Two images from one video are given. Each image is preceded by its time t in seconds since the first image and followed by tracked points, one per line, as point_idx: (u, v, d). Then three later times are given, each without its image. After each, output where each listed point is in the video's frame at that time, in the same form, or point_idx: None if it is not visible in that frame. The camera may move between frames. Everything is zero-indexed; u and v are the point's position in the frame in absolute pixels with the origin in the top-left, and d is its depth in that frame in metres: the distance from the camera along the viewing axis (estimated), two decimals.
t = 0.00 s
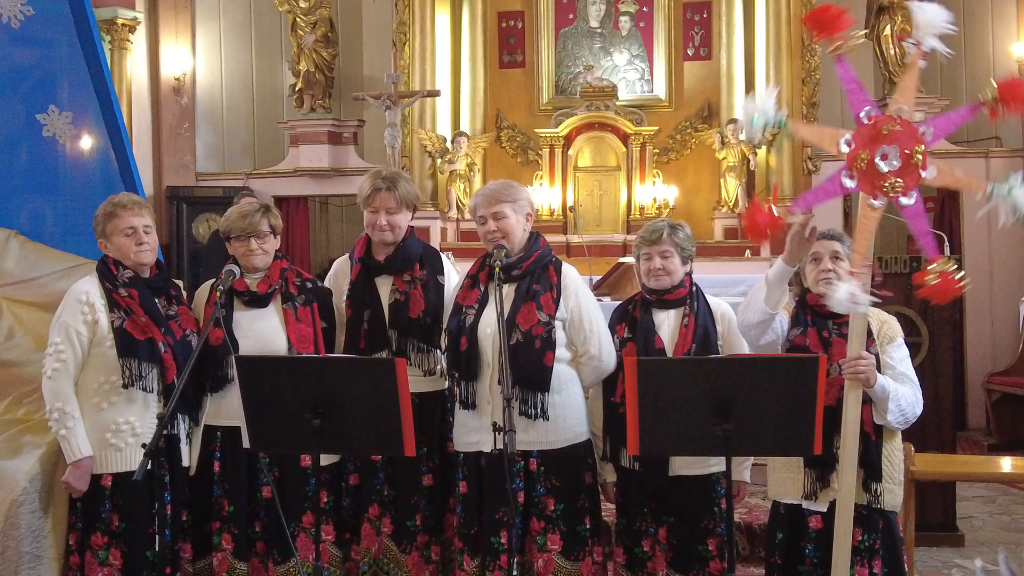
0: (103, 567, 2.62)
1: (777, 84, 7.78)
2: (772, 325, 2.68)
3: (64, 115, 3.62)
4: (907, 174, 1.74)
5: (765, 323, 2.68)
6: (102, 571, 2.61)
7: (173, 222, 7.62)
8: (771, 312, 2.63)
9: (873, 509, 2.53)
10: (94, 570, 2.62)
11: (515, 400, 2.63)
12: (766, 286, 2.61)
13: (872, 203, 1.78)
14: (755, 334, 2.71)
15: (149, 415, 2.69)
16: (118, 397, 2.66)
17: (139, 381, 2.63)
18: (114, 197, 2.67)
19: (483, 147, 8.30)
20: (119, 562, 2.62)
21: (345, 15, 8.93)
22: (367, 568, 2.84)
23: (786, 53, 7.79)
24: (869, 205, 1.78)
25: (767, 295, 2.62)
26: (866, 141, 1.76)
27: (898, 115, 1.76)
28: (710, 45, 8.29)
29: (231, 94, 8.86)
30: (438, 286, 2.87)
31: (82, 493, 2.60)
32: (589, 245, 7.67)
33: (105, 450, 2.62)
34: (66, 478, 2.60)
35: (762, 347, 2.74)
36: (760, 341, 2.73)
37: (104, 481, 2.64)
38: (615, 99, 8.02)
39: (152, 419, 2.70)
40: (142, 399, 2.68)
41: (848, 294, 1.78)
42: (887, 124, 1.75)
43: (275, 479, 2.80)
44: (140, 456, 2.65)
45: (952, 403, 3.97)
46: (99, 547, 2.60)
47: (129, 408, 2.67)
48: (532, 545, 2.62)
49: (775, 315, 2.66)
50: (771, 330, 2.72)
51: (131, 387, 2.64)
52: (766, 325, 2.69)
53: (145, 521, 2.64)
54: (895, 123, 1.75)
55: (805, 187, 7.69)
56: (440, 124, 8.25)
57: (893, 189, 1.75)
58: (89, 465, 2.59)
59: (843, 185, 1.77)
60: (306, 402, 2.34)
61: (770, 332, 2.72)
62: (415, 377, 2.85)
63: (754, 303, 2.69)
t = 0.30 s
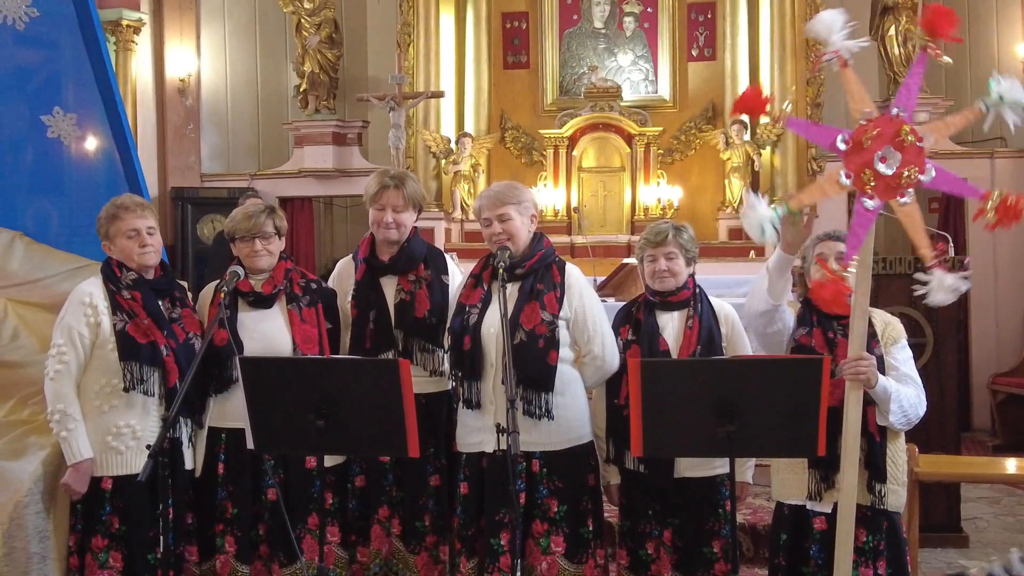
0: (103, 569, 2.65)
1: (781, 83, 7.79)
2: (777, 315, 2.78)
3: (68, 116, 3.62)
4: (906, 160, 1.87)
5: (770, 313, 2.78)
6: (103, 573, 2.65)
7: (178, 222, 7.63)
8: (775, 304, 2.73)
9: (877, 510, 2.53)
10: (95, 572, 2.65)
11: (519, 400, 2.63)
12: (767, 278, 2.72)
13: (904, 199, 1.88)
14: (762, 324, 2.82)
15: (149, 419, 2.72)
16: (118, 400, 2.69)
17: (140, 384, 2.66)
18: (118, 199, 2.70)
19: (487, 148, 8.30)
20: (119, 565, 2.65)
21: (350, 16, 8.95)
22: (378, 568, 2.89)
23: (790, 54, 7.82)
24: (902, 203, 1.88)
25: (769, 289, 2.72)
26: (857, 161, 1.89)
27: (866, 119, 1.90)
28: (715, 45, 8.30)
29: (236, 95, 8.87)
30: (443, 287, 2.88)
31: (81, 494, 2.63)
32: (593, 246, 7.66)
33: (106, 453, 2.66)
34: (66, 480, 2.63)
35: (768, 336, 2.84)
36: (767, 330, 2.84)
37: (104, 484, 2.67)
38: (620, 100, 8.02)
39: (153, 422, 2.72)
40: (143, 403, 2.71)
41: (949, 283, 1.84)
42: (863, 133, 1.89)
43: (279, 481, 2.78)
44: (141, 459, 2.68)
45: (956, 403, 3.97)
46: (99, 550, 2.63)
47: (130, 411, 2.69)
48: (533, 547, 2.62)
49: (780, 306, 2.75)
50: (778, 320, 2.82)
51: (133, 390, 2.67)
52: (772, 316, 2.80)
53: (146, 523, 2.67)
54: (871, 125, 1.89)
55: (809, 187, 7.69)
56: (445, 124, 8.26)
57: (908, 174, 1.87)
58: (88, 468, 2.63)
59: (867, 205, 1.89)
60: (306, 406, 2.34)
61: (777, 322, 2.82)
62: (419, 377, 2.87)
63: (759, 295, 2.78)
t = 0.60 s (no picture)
0: (104, 571, 2.67)
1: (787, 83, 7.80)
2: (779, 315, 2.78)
3: (72, 117, 3.62)
4: (899, 142, 1.78)
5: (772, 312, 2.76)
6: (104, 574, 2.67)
7: (184, 223, 7.65)
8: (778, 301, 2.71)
9: (877, 511, 2.53)
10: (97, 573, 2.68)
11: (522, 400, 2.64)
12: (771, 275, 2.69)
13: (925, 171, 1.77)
14: (763, 325, 2.77)
15: (148, 420, 2.74)
16: (117, 402, 2.72)
17: (138, 386, 2.69)
18: (118, 202, 2.73)
19: (492, 149, 8.26)
20: (120, 566, 2.68)
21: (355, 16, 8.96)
22: (380, 570, 2.91)
23: (796, 55, 7.81)
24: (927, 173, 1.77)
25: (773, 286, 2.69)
26: (864, 181, 1.79)
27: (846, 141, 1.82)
28: (719, 46, 8.30)
29: (242, 96, 8.81)
30: (446, 287, 2.90)
31: (78, 496, 2.65)
32: (597, 246, 7.64)
33: (104, 455, 2.68)
34: (64, 482, 2.66)
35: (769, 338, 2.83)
36: (768, 331, 2.79)
37: (104, 485, 2.70)
38: (624, 100, 8.03)
39: (152, 424, 2.75)
40: (141, 404, 2.74)
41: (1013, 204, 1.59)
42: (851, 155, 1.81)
43: (284, 482, 2.85)
44: (141, 460, 2.71)
45: (960, 404, 3.96)
46: (101, 551, 2.67)
47: (128, 412, 2.72)
48: (538, 547, 2.61)
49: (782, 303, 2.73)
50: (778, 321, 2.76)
51: (131, 392, 2.70)
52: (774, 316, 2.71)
53: (147, 525, 2.70)
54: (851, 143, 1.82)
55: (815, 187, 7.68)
56: (449, 125, 8.27)
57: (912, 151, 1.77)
58: (85, 469, 2.65)
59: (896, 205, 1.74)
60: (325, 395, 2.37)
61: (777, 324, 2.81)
62: (424, 378, 2.89)
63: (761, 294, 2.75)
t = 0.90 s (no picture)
0: (109, 571, 2.67)
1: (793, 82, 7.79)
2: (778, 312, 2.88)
3: (79, 118, 3.62)
4: (874, 138, 1.78)
5: (772, 309, 2.87)
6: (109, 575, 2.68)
7: (190, 224, 7.62)
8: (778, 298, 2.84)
9: (881, 511, 2.53)
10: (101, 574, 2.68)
11: (527, 401, 2.67)
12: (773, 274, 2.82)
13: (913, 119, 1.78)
14: (762, 322, 2.92)
15: (151, 420, 2.75)
16: (119, 402, 2.72)
17: (140, 386, 2.70)
18: (119, 201, 2.73)
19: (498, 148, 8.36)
20: (124, 566, 2.68)
21: (361, 16, 8.95)
22: (386, 569, 2.92)
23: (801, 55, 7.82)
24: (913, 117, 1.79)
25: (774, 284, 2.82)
26: (897, 185, 1.77)
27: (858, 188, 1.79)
28: (726, 45, 8.27)
29: (248, 96, 8.87)
30: (450, 286, 3.03)
31: (82, 496, 2.66)
32: (603, 246, 7.55)
33: (108, 455, 2.69)
34: (67, 482, 2.67)
35: (768, 335, 2.94)
36: (767, 331, 2.93)
37: (108, 486, 2.71)
38: (631, 100, 8.03)
39: (155, 423, 2.76)
40: (143, 404, 2.74)
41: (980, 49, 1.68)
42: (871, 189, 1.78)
43: (289, 482, 2.97)
44: (145, 460, 2.71)
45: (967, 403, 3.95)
46: (105, 552, 2.67)
47: (131, 412, 2.73)
48: (550, 546, 2.66)
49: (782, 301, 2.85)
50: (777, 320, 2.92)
51: (133, 392, 2.71)
52: (772, 313, 2.89)
53: (151, 525, 2.70)
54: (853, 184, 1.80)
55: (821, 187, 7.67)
56: (456, 125, 8.29)
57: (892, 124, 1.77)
58: (90, 470, 2.66)
59: (933, 161, 1.76)
60: (341, 395, 2.44)
61: (775, 321, 2.92)
62: (428, 376, 2.99)
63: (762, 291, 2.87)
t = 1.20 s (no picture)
0: (118, 570, 2.71)
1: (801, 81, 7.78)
2: (778, 315, 2.86)
3: (85, 118, 3.64)
4: (866, 156, 1.77)
5: (772, 313, 2.86)
6: (118, 573, 2.72)
7: (197, 224, 7.64)
8: (776, 302, 2.84)
9: (886, 512, 2.53)
10: (110, 572, 2.73)
11: (533, 404, 2.71)
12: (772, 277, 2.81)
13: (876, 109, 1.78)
14: (763, 324, 2.90)
15: (161, 418, 2.78)
16: (129, 400, 2.76)
17: (150, 384, 2.72)
18: (130, 202, 2.77)
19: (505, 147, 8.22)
20: (132, 565, 2.71)
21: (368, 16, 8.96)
22: (386, 568, 3.06)
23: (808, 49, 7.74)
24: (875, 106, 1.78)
25: (772, 287, 2.81)
26: (915, 164, 1.75)
27: (895, 196, 1.76)
28: (733, 45, 8.29)
29: (256, 97, 8.85)
30: (454, 286, 3.12)
31: (93, 494, 2.69)
32: (610, 246, 7.58)
33: (118, 453, 2.72)
34: (79, 480, 2.70)
35: (770, 337, 2.92)
36: (768, 332, 2.92)
37: (117, 484, 2.74)
38: (637, 100, 8.03)
39: (164, 422, 2.79)
40: (153, 403, 2.77)
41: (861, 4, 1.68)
42: (903, 185, 1.75)
43: (295, 481, 2.97)
44: (154, 458, 2.74)
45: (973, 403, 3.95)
46: (114, 551, 2.69)
47: (141, 411, 2.76)
48: (558, 546, 2.70)
49: (782, 304, 2.85)
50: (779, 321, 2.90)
51: (143, 390, 2.73)
52: (773, 315, 2.87)
53: (159, 523, 2.74)
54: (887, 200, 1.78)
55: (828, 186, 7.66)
56: (463, 125, 8.30)
57: (866, 132, 1.78)
58: (100, 468, 2.69)
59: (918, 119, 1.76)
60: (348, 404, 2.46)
61: (779, 322, 2.90)
62: (432, 376, 3.07)
63: (761, 294, 2.88)
